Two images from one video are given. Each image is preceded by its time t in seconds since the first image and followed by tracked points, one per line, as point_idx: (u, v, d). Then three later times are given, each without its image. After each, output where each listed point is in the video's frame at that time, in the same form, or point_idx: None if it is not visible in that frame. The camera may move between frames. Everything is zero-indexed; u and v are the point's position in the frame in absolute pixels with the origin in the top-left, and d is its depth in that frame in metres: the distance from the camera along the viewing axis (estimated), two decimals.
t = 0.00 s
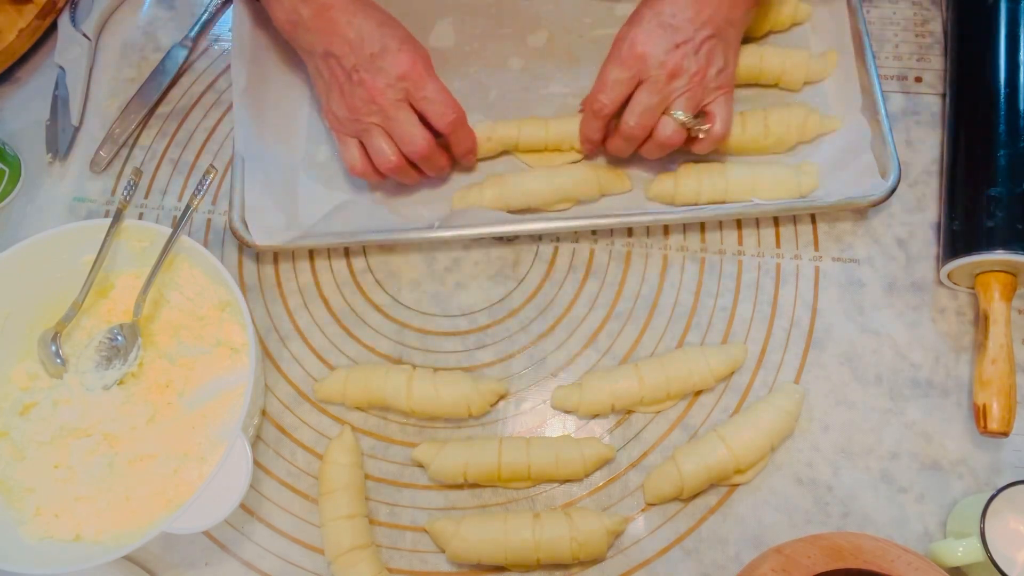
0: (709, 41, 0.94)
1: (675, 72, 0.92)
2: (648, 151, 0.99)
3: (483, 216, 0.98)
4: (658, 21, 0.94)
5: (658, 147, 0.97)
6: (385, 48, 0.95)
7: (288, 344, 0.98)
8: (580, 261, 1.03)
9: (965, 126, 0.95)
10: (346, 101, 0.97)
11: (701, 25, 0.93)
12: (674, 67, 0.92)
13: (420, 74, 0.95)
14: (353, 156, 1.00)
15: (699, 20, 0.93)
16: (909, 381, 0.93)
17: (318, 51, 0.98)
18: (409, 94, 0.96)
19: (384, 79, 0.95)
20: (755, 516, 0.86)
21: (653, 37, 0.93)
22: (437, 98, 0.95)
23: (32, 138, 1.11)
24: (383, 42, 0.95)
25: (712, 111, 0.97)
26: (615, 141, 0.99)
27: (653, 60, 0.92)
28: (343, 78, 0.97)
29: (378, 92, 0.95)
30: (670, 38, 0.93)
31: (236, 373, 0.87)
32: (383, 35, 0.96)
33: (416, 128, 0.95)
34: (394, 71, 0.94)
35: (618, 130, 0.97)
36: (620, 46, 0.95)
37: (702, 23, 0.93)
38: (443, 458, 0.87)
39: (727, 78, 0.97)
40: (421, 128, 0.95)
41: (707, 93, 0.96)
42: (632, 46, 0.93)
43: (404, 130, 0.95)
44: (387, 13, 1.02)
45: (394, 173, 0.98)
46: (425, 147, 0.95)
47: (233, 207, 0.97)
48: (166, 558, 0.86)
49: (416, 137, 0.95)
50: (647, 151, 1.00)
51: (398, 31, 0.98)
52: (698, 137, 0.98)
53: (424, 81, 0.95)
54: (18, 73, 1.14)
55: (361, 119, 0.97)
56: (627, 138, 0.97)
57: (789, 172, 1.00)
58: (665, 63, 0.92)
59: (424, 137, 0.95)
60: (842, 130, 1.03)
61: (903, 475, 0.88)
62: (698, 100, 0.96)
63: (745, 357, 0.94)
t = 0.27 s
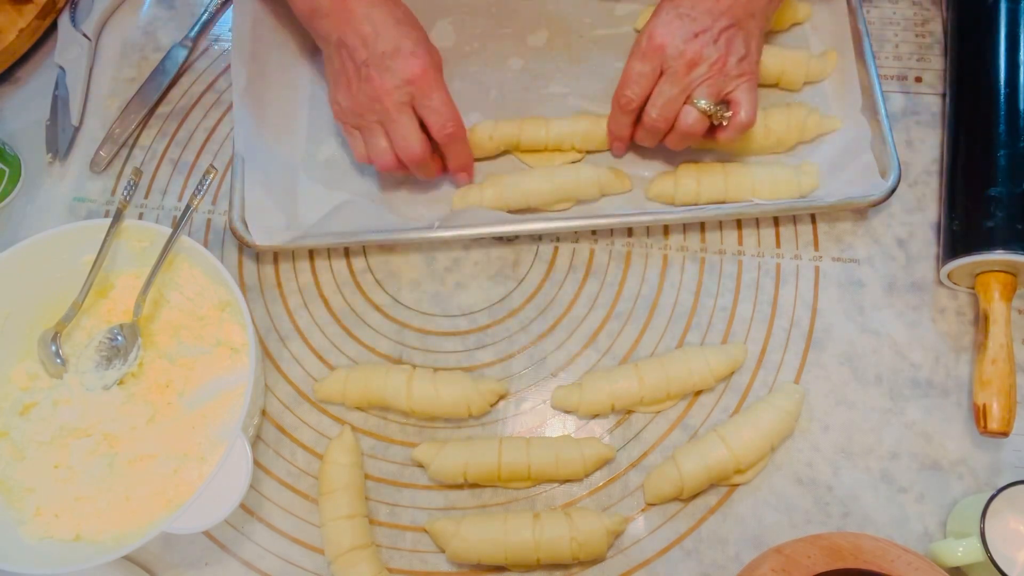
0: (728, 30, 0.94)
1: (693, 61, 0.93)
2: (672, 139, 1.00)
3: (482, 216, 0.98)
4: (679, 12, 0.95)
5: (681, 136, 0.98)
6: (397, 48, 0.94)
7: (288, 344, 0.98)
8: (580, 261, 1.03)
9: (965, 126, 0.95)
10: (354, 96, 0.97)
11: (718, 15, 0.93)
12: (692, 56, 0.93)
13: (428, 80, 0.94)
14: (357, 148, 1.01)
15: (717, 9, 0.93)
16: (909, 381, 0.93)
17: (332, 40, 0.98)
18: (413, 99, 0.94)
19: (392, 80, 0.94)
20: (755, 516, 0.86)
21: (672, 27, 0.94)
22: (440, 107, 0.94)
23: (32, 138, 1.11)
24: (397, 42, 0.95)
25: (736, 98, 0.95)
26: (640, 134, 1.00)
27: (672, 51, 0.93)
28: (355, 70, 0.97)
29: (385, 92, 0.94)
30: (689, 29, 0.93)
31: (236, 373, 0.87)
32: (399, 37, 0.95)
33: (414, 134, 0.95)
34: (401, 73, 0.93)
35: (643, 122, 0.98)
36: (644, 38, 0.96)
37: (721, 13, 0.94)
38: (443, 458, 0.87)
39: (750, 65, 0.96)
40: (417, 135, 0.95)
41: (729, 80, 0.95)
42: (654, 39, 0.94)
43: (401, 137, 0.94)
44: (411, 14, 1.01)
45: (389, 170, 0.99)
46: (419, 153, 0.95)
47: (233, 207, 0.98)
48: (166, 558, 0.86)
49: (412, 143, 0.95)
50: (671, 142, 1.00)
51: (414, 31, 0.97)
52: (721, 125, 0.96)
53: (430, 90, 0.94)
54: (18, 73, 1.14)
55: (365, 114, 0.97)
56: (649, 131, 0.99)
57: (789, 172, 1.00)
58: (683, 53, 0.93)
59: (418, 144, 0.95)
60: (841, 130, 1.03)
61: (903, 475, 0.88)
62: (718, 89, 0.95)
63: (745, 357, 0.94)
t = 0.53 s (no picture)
0: (741, 42, 0.94)
1: (708, 75, 0.93)
2: (687, 155, 0.99)
3: (481, 216, 0.98)
4: (691, 26, 0.95)
5: (696, 150, 0.97)
6: (407, 31, 0.94)
7: (288, 344, 0.98)
8: (580, 262, 1.03)
9: (965, 125, 0.95)
10: (364, 80, 0.97)
11: (731, 28, 0.94)
12: (706, 71, 0.93)
13: (437, 63, 0.94)
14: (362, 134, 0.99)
15: (728, 21, 0.94)
16: (909, 381, 0.93)
17: (343, 24, 0.98)
18: (424, 82, 0.94)
19: (401, 63, 0.93)
20: (755, 516, 0.86)
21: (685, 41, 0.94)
22: (449, 91, 0.93)
23: (33, 138, 1.11)
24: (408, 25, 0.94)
25: (751, 109, 0.96)
26: (652, 148, 0.99)
27: (686, 64, 0.94)
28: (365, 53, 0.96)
29: (394, 74, 0.94)
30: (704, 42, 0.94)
31: (236, 373, 0.87)
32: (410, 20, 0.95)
33: (426, 117, 0.95)
34: (411, 56, 0.93)
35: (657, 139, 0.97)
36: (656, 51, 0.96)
37: (733, 24, 0.94)
38: (443, 458, 0.87)
39: (763, 76, 0.96)
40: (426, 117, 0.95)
41: (742, 93, 0.95)
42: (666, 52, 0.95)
43: (411, 120, 0.94)
44: None
45: (397, 157, 0.98)
46: (429, 136, 0.94)
47: (232, 207, 0.98)
48: (166, 558, 0.86)
49: (422, 126, 0.94)
50: (685, 156, 0.99)
51: (427, 15, 0.96)
52: (737, 137, 0.97)
53: (440, 71, 0.93)
54: (18, 73, 1.14)
55: (376, 97, 0.97)
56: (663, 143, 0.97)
57: (789, 172, 1.00)
58: (697, 66, 0.93)
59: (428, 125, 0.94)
60: (841, 130, 1.03)
61: (903, 475, 0.88)
62: (733, 101, 0.95)
63: (745, 357, 0.94)
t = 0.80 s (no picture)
0: (737, 41, 0.94)
1: (704, 76, 0.94)
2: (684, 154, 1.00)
3: (481, 216, 0.98)
4: (689, 25, 0.95)
5: (692, 150, 0.98)
6: (410, 44, 0.95)
7: (288, 344, 0.98)
8: (580, 261, 1.03)
9: (965, 125, 0.95)
10: (369, 95, 0.98)
11: (728, 28, 0.94)
12: (703, 71, 0.93)
13: (444, 73, 0.95)
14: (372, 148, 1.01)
15: (724, 21, 0.94)
16: (909, 381, 0.93)
17: (343, 40, 0.99)
18: (431, 92, 0.96)
19: (407, 75, 0.95)
20: (755, 516, 0.86)
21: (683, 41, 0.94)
22: (458, 98, 0.96)
23: (33, 139, 1.11)
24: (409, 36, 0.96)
25: (748, 110, 0.96)
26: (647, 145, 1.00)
27: (682, 65, 0.94)
28: (368, 67, 0.97)
29: (401, 87, 0.95)
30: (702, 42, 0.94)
31: (236, 373, 0.87)
32: (411, 32, 0.96)
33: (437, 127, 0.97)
34: (417, 68, 0.95)
35: (653, 139, 0.98)
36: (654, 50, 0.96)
37: (729, 24, 0.94)
38: (443, 458, 0.87)
39: (759, 75, 0.96)
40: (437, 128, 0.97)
41: (739, 93, 0.95)
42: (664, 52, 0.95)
43: (423, 129, 0.97)
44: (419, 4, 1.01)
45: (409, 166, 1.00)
46: (441, 145, 0.97)
47: (232, 207, 0.98)
48: (166, 558, 0.86)
49: (434, 135, 0.96)
50: (681, 156, 1.00)
51: (426, 26, 0.98)
52: (733, 138, 0.97)
53: (446, 80, 0.95)
54: (18, 73, 1.14)
55: (381, 111, 0.98)
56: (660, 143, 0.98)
57: (789, 172, 1.00)
58: (694, 67, 0.94)
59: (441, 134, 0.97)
60: (841, 130, 1.03)
61: (903, 475, 0.88)
62: (729, 101, 0.96)
63: (745, 357, 0.94)
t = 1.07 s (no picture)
0: (683, 42, 0.94)
1: (646, 73, 0.92)
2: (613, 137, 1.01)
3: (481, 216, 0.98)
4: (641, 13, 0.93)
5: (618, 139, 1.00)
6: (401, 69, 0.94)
7: (288, 344, 0.98)
8: (580, 262, 1.03)
9: (965, 126, 0.95)
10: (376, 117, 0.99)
11: (677, 24, 0.93)
12: (646, 66, 0.92)
13: (441, 95, 0.94)
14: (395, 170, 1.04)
15: (676, 18, 0.93)
16: (909, 381, 0.93)
17: (337, 70, 1.00)
18: (434, 113, 0.96)
19: (405, 106, 0.95)
20: (755, 515, 0.86)
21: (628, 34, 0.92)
22: (461, 114, 0.95)
23: (33, 139, 1.11)
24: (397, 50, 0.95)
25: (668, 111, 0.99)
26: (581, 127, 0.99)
27: (627, 55, 0.92)
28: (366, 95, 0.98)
29: (404, 117, 0.96)
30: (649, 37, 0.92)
31: (236, 373, 0.87)
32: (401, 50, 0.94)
33: (448, 138, 0.99)
34: (412, 96, 0.94)
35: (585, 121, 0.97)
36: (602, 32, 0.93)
37: (680, 22, 0.93)
38: (443, 458, 0.87)
39: (693, 82, 0.99)
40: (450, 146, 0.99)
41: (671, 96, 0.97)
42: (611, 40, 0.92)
43: (444, 147, 0.99)
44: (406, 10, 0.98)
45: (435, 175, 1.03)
46: (461, 155, 1.01)
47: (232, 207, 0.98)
48: (166, 558, 0.86)
49: (450, 150, 0.99)
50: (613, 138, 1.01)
51: (414, 39, 0.95)
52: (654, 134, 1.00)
53: (445, 97, 0.94)
54: (18, 73, 1.14)
55: (394, 139, 1.00)
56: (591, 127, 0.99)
57: (789, 172, 1.00)
58: (638, 61, 0.92)
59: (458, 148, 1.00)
60: (841, 130, 1.03)
61: (903, 475, 0.88)
62: (661, 101, 0.97)
63: (745, 357, 0.94)
